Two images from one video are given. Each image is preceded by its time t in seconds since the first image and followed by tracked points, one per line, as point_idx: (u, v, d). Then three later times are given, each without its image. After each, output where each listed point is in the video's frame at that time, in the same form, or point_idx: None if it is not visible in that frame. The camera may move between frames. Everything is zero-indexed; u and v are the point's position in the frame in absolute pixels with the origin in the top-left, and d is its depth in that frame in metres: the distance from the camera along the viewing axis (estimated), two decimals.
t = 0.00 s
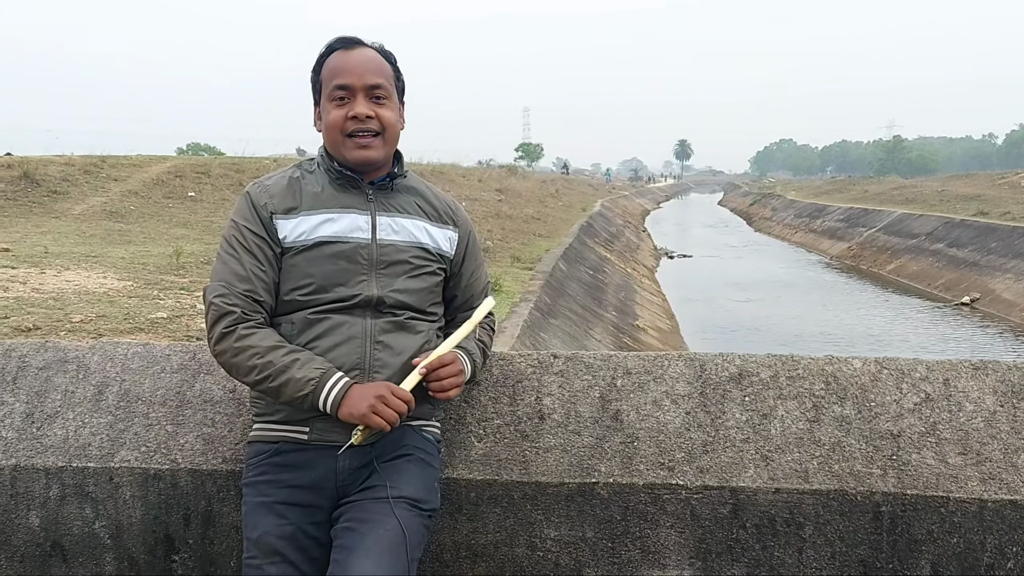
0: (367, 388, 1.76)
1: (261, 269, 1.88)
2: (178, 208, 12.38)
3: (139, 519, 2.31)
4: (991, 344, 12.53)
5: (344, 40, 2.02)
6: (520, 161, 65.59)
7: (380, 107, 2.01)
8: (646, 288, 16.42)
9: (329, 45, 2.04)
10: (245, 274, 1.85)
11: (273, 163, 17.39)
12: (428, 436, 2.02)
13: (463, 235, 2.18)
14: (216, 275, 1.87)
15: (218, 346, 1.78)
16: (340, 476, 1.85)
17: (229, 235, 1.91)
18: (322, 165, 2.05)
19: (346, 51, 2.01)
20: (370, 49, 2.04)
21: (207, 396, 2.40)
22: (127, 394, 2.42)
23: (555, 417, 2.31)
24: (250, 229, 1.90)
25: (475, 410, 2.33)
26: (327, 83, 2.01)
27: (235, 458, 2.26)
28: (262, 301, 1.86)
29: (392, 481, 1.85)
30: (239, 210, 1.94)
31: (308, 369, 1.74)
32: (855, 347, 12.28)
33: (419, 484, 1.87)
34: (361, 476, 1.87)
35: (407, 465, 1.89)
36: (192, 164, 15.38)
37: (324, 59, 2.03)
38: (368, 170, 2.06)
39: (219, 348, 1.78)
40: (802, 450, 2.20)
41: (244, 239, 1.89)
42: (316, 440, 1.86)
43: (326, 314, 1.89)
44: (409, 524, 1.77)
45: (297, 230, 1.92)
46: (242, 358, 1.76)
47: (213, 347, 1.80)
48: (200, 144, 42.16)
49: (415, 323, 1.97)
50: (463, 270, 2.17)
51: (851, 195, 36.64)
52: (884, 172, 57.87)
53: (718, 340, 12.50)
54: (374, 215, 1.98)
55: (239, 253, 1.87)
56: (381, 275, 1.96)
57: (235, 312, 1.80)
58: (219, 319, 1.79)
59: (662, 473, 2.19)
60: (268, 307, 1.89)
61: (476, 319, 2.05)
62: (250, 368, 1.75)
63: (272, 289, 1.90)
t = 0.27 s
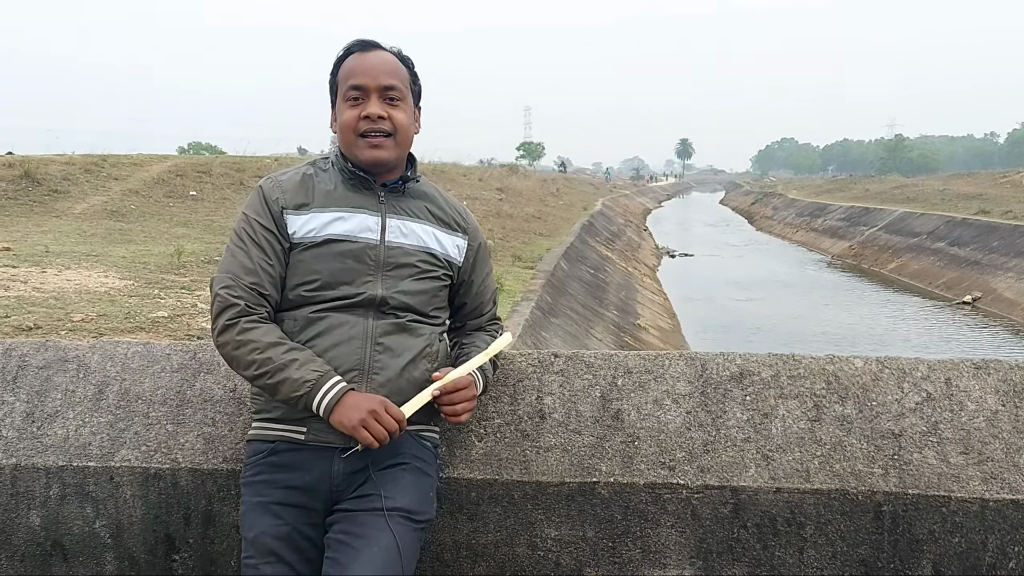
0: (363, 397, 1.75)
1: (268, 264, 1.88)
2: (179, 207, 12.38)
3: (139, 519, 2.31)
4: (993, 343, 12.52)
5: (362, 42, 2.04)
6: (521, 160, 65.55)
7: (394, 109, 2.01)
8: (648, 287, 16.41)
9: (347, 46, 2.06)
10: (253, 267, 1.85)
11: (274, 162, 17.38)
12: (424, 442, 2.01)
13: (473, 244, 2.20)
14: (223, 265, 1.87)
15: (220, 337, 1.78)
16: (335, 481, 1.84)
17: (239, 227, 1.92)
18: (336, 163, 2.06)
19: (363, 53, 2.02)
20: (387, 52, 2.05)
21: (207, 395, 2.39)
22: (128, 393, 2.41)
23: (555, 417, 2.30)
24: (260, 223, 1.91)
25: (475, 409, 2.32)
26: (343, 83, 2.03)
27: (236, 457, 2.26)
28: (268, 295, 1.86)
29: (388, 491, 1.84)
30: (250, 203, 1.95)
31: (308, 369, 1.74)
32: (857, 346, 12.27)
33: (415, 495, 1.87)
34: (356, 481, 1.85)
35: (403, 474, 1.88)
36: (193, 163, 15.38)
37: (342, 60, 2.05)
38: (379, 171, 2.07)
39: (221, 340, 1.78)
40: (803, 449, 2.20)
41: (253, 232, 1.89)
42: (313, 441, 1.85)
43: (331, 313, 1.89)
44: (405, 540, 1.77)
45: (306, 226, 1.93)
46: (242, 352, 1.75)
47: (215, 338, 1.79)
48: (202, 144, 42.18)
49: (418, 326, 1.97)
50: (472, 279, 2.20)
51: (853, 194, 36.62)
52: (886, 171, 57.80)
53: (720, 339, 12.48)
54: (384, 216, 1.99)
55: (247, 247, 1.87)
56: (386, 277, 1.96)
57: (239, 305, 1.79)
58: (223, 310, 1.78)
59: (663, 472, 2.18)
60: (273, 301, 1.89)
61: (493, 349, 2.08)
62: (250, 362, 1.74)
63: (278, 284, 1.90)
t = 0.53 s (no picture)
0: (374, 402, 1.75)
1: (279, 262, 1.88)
2: (181, 207, 12.39)
3: (140, 519, 2.31)
4: (994, 342, 12.50)
5: (381, 44, 2.11)
6: (523, 160, 65.53)
7: (410, 105, 2.04)
8: (649, 286, 16.41)
9: (367, 49, 2.12)
10: (266, 263, 1.86)
11: (275, 162, 17.40)
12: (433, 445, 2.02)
13: (484, 243, 2.20)
14: (235, 262, 1.88)
15: (231, 334, 1.78)
16: (345, 483, 1.85)
17: (252, 223, 1.92)
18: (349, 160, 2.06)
19: (382, 53, 2.08)
20: (405, 55, 2.11)
21: (208, 395, 2.40)
22: (128, 393, 2.42)
23: (555, 417, 2.30)
24: (273, 219, 1.92)
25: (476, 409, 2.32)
26: (361, 79, 2.06)
27: (236, 457, 2.26)
28: (280, 293, 1.87)
29: (399, 493, 1.84)
30: (263, 200, 1.96)
31: (317, 369, 1.73)
32: (858, 345, 12.25)
33: (424, 499, 1.87)
34: (365, 483, 1.86)
35: (413, 477, 1.89)
36: (195, 163, 15.39)
37: (360, 60, 2.10)
38: (393, 167, 2.07)
39: (232, 336, 1.78)
40: (803, 449, 2.19)
41: (265, 229, 1.90)
42: (323, 441, 1.86)
43: (342, 312, 1.89)
44: (415, 543, 1.78)
45: (319, 224, 1.94)
46: (253, 350, 1.75)
47: (226, 335, 1.79)
48: (204, 143, 42.24)
49: (427, 327, 1.97)
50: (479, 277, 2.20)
51: (854, 193, 36.58)
52: (888, 170, 57.73)
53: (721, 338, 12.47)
54: (396, 215, 2.00)
55: (260, 243, 1.88)
56: (397, 276, 1.96)
57: (251, 301, 1.79)
58: (235, 306, 1.78)
59: (663, 472, 2.18)
60: (284, 298, 1.89)
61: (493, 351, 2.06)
62: (261, 360, 1.74)
63: (290, 281, 1.91)
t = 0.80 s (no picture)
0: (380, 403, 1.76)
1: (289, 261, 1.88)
2: (182, 207, 12.41)
3: (141, 519, 2.32)
4: (997, 342, 12.48)
5: (406, 50, 2.03)
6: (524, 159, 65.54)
7: (430, 123, 2.03)
8: (651, 286, 16.41)
9: (390, 51, 2.04)
10: (275, 263, 1.86)
11: (277, 162, 17.42)
12: (435, 446, 2.02)
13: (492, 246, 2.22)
14: (245, 260, 1.88)
15: (238, 332, 1.78)
16: (349, 484, 1.85)
17: (263, 222, 1.92)
18: (362, 164, 2.06)
19: (407, 62, 2.01)
20: (429, 64, 2.05)
21: (209, 395, 2.40)
22: (130, 394, 2.43)
23: (556, 417, 2.31)
24: (283, 219, 1.92)
25: (476, 410, 2.32)
26: (383, 88, 2.01)
27: (238, 457, 2.27)
28: (289, 293, 1.87)
29: (403, 495, 1.85)
30: (274, 199, 1.96)
31: (324, 369, 1.74)
32: (861, 345, 12.24)
33: (429, 500, 1.88)
34: (369, 484, 1.86)
35: (417, 479, 1.89)
36: (197, 163, 15.41)
37: (384, 64, 2.03)
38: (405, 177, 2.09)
39: (239, 335, 1.78)
40: (803, 449, 2.20)
41: (276, 229, 1.90)
42: (327, 443, 1.86)
43: (351, 313, 1.90)
44: (420, 545, 1.79)
45: (329, 225, 1.95)
46: (260, 348, 1.75)
47: (233, 333, 1.79)
48: (206, 143, 42.27)
49: (433, 329, 1.98)
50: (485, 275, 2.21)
51: (856, 193, 36.56)
52: (890, 169, 57.69)
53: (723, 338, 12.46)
54: (406, 218, 2.01)
55: (270, 243, 1.88)
56: (405, 278, 1.97)
57: (260, 301, 1.79)
58: (244, 305, 1.79)
59: (664, 472, 2.18)
60: (293, 298, 1.89)
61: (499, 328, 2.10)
62: (267, 359, 1.74)
63: (299, 281, 1.91)
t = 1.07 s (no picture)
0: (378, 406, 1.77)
1: (293, 262, 1.89)
2: (184, 208, 12.42)
3: (142, 520, 2.32)
4: (999, 342, 12.47)
5: (424, 54, 2.04)
6: (526, 160, 65.55)
7: (443, 128, 2.04)
8: (652, 286, 16.40)
9: (408, 54, 2.05)
10: (279, 263, 1.86)
11: (279, 162, 17.44)
12: (435, 448, 2.02)
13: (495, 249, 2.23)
14: (249, 260, 1.88)
15: (241, 332, 1.78)
16: (348, 485, 1.86)
17: (268, 222, 1.93)
18: (370, 164, 2.06)
19: (424, 65, 2.02)
20: (446, 70, 2.06)
21: (211, 397, 2.40)
22: (131, 395, 2.43)
23: (557, 418, 2.31)
24: (287, 220, 1.92)
25: (478, 410, 2.31)
26: (398, 90, 2.01)
27: (239, 459, 2.27)
28: (292, 293, 1.87)
29: (403, 496, 1.85)
30: (279, 200, 1.96)
31: (324, 370, 1.74)
32: (863, 345, 12.24)
33: (429, 502, 1.88)
34: (369, 485, 1.87)
35: (417, 481, 1.90)
36: (199, 164, 15.43)
37: (401, 66, 2.03)
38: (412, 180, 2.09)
39: (242, 334, 1.78)
40: (804, 450, 2.20)
41: (280, 229, 1.90)
42: (327, 444, 1.86)
43: (353, 314, 1.90)
44: (420, 547, 1.79)
45: (333, 226, 1.95)
46: (262, 348, 1.75)
47: (236, 332, 1.80)
48: (207, 144, 42.29)
49: (434, 331, 1.98)
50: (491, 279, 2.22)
51: (859, 193, 36.54)
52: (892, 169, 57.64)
53: (725, 339, 12.45)
54: (409, 220, 2.01)
55: (274, 243, 1.88)
56: (407, 280, 1.98)
57: (263, 301, 1.80)
58: (247, 304, 1.79)
59: (665, 474, 2.19)
60: (296, 299, 1.89)
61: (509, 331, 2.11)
62: (268, 358, 1.75)
63: (303, 281, 1.91)
